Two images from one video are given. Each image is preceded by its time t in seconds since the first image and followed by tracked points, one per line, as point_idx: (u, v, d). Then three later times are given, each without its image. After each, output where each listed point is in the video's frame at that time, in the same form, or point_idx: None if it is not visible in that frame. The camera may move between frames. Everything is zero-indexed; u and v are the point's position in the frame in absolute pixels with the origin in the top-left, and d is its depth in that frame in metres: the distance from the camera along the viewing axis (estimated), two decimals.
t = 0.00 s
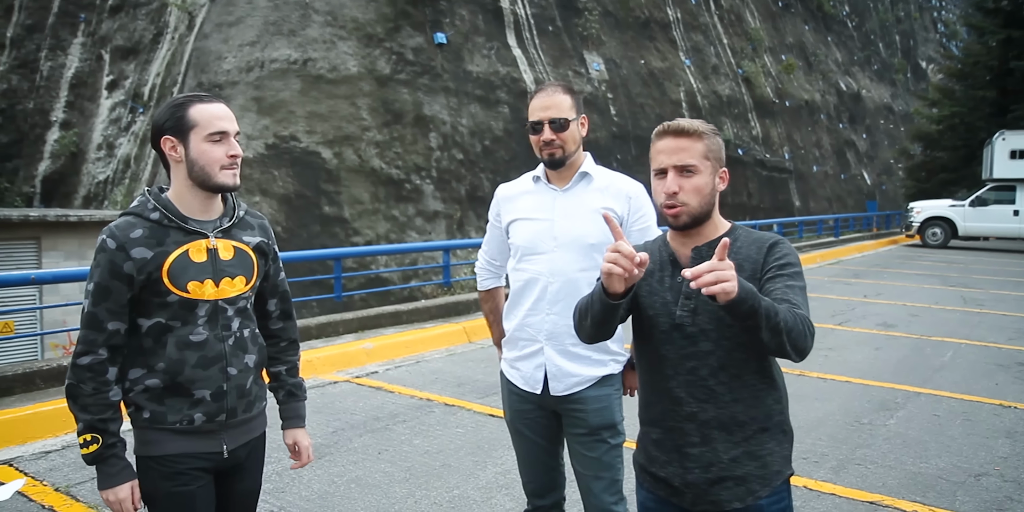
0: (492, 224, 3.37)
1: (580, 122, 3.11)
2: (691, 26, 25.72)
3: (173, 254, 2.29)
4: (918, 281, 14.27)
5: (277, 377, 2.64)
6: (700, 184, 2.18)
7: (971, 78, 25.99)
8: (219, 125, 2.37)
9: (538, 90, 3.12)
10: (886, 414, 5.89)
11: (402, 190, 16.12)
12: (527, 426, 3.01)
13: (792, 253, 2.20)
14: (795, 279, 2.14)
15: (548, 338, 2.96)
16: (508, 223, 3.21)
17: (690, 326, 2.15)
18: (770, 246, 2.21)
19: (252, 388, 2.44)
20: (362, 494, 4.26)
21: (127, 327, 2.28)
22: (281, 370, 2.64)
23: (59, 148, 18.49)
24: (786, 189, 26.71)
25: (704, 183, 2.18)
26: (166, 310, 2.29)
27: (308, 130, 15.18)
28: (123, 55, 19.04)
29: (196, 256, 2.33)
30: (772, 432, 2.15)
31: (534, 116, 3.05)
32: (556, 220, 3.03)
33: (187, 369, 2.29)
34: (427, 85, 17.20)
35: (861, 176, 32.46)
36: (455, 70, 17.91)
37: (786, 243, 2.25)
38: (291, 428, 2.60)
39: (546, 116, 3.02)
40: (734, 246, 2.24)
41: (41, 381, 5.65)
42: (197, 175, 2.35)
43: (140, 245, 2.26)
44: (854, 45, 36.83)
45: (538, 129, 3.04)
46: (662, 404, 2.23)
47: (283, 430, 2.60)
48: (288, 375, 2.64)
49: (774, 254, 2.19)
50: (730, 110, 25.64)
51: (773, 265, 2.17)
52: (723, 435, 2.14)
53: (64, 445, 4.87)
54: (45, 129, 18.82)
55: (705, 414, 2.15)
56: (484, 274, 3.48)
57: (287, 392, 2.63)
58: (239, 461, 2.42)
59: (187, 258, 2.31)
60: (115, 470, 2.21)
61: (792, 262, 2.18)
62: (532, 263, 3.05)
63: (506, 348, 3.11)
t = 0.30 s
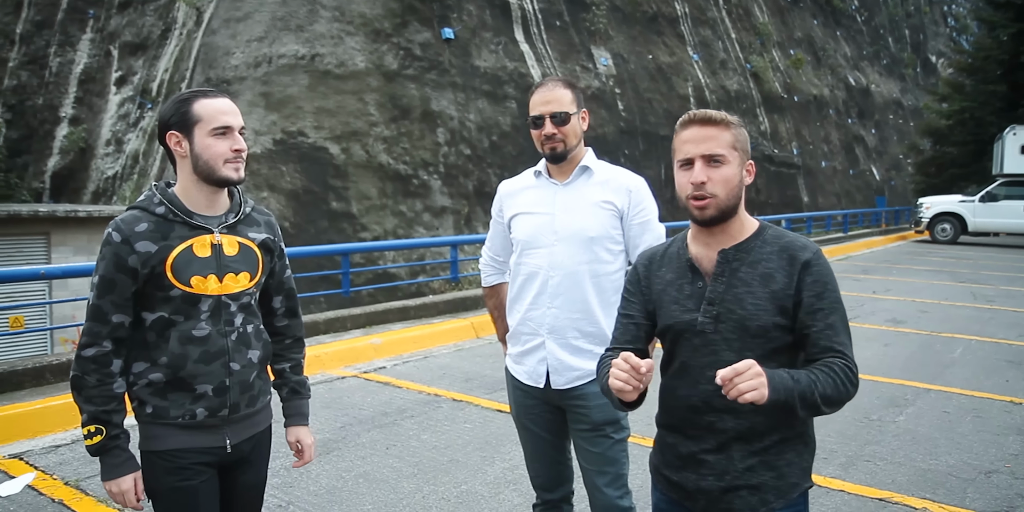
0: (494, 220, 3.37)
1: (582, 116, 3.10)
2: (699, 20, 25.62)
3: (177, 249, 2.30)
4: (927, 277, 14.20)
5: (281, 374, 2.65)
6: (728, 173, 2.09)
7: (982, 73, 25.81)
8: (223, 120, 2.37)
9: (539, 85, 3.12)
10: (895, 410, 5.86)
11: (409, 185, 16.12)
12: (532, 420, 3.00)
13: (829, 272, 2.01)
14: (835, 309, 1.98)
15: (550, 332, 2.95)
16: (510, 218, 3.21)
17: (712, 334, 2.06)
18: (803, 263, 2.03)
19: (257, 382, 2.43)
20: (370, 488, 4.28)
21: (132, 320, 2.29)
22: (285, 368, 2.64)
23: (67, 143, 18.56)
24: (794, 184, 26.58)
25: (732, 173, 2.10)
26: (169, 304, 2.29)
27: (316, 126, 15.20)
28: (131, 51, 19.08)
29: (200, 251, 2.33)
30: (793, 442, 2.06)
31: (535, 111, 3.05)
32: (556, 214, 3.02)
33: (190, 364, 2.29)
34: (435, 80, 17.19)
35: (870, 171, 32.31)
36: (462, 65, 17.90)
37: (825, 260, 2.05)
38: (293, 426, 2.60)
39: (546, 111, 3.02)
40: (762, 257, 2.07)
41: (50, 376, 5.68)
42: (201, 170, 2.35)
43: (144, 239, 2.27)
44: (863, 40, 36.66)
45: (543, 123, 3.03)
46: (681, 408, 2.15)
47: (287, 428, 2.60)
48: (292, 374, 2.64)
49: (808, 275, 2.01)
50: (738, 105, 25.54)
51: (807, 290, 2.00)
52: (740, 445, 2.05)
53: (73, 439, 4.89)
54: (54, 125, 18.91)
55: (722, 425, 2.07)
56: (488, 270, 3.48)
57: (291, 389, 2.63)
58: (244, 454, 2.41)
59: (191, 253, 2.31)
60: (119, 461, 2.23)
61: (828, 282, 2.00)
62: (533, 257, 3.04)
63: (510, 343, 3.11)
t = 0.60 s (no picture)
0: (495, 217, 3.37)
1: (582, 112, 3.10)
2: (706, 16, 25.54)
3: (185, 246, 2.30)
4: (936, 272, 14.13)
5: (287, 373, 2.65)
6: (753, 166, 2.04)
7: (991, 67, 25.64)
8: (232, 117, 2.37)
9: (538, 82, 3.11)
10: (904, 406, 5.84)
11: (416, 182, 16.12)
12: (536, 417, 3.00)
13: (863, 272, 1.95)
14: (869, 312, 1.92)
15: (553, 328, 2.95)
16: (511, 215, 3.21)
17: (737, 334, 2.04)
18: (835, 265, 1.96)
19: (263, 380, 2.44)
20: (379, 485, 4.28)
21: (139, 317, 2.30)
22: (291, 367, 2.65)
23: (76, 142, 18.68)
24: (802, 180, 26.48)
25: (757, 165, 2.04)
26: (176, 301, 2.30)
27: (323, 123, 15.23)
28: (139, 49, 19.08)
29: (208, 248, 2.33)
30: (818, 448, 2.01)
31: (535, 108, 3.05)
32: (557, 211, 3.01)
33: (196, 361, 2.29)
34: (442, 77, 17.20)
35: (878, 166, 32.17)
36: (469, 62, 17.90)
37: (861, 260, 1.98)
38: (297, 424, 2.59)
39: (546, 108, 3.02)
40: (792, 254, 2.02)
41: (60, 374, 5.71)
42: (209, 166, 2.35)
43: (152, 236, 2.27)
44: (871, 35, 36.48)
45: (546, 118, 3.02)
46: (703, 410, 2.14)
47: (290, 427, 2.59)
48: (298, 373, 2.64)
49: (840, 278, 1.95)
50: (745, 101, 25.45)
51: (840, 291, 1.94)
52: (763, 448, 2.04)
53: (82, 437, 4.92)
54: (62, 123, 19.01)
55: (746, 428, 2.06)
56: (492, 267, 3.48)
57: (296, 388, 2.63)
58: (251, 451, 2.42)
59: (199, 250, 2.32)
60: (123, 456, 2.24)
61: (862, 282, 1.94)
62: (535, 254, 3.04)
63: (513, 340, 3.11)
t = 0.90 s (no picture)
0: (496, 217, 3.36)
1: (581, 110, 3.09)
2: (709, 13, 25.49)
3: (189, 243, 2.30)
4: (939, 270, 14.11)
5: (293, 372, 2.64)
6: (759, 162, 2.02)
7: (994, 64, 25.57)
8: (233, 114, 2.37)
9: (537, 81, 3.10)
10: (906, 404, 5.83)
11: (419, 180, 16.13)
12: (540, 415, 3.00)
13: (879, 278, 1.89)
14: (882, 320, 1.86)
15: (556, 327, 2.94)
16: (513, 214, 3.20)
17: (746, 336, 2.03)
18: (851, 269, 1.92)
19: (268, 378, 2.44)
20: (382, 483, 4.29)
21: (143, 315, 2.30)
22: (298, 366, 2.64)
23: (78, 139, 18.67)
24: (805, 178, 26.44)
25: (764, 162, 2.02)
26: (180, 298, 2.30)
27: (326, 120, 15.23)
28: (142, 47, 19.07)
29: (212, 245, 2.33)
30: (827, 461, 1.98)
31: (534, 107, 3.03)
32: (558, 210, 3.01)
33: (200, 359, 2.30)
34: (444, 74, 17.19)
35: (880, 164, 32.13)
36: (472, 60, 17.89)
37: (879, 265, 1.92)
38: (304, 424, 2.60)
39: (546, 107, 3.00)
40: (808, 259, 1.99)
41: (61, 371, 5.72)
42: (210, 162, 2.35)
43: (156, 232, 2.27)
44: (874, 32, 36.44)
45: (546, 117, 3.01)
46: (713, 414, 2.14)
47: (298, 426, 2.60)
48: (304, 372, 2.64)
49: (853, 283, 1.90)
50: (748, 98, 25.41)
51: (852, 298, 1.89)
52: (769, 459, 2.01)
53: (84, 434, 4.93)
54: (65, 121, 19.01)
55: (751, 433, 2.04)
56: (493, 266, 3.47)
57: (303, 388, 2.63)
58: (256, 450, 2.42)
59: (202, 247, 2.31)
60: (129, 455, 2.24)
61: (877, 288, 1.88)
62: (537, 254, 3.03)
63: (516, 338, 3.10)
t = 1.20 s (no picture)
0: (502, 214, 3.36)
1: (590, 108, 3.09)
2: (712, 12, 25.44)
3: (193, 240, 2.30)
4: (942, 270, 14.07)
5: (298, 370, 2.64)
6: (773, 170, 2.00)
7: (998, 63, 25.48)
8: (236, 113, 2.37)
9: (547, 77, 3.10)
10: (910, 404, 5.82)
11: (422, 178, 16.12)
12: (543, 413, 3.00)
13: (884, 261, 1.87)
14: (887, 299, 1.82)
15: (561, 325, 2.94)
16: (519, 212, 3.20)
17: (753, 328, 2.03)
18: (856, 254, 1.91)
19: (273, 376, 2.44)
20: (384, 482, 4.29)
21: (148, 312, 2.30)
22: (303, 363, 2.64)
23: (82, 136, 18.70)
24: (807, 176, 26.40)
25: (778, 168, 2.00)
26: (185, 295, 2.30)
27: (329, 118, 15.23)
28: (145, 44, 19.11)
29: (217, 242, 2.33)
30: (836, 460, 1.97)
31: (544, 102, 3.03)
32: (565, 208, 3.01)
33: (205, 356, 2.30)
34: (447, 72, 17.18)
35: (883, 163, 32.06)
36: (475, 58, 17.87)
37: (886, 249, 1.91)
38: (309, 421, 2.60)
39: (556, 102, 3.01)
40: (814, 247, 1.98)
41: (65, 368, 5.73)
42: (216, 163, 2.35)
43: (161, 230, 2.27)
44: (877, 30, 36.33)
45: (554, 115, 3.01)
46: (719, 407, 2.16)
47: (303, 423, 2.60)
48: (310, 369, 2.64)
49: (861, 265, 1.88)
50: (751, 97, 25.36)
51: (856, 279, 1.87)
52: (774, 456, 2.02)
53: (87, 431, 4.94)
54: (68, 118, 19.03)
55: (757, 429, 2.03)
56: (498, 264, 3.47)
57: (308, 385, 2.63)
58: (261, 448, 2.42)
59: (207, 244, 2.31)
60: (133, 454, 2.24)
61: (882, 270, 1.85)
62: (543, 251, 3.03)
63: (520, 336, 3.10)
